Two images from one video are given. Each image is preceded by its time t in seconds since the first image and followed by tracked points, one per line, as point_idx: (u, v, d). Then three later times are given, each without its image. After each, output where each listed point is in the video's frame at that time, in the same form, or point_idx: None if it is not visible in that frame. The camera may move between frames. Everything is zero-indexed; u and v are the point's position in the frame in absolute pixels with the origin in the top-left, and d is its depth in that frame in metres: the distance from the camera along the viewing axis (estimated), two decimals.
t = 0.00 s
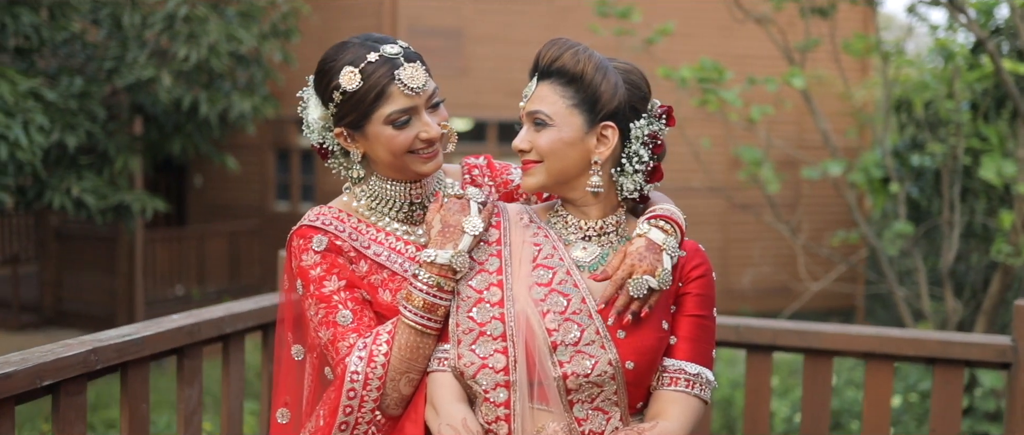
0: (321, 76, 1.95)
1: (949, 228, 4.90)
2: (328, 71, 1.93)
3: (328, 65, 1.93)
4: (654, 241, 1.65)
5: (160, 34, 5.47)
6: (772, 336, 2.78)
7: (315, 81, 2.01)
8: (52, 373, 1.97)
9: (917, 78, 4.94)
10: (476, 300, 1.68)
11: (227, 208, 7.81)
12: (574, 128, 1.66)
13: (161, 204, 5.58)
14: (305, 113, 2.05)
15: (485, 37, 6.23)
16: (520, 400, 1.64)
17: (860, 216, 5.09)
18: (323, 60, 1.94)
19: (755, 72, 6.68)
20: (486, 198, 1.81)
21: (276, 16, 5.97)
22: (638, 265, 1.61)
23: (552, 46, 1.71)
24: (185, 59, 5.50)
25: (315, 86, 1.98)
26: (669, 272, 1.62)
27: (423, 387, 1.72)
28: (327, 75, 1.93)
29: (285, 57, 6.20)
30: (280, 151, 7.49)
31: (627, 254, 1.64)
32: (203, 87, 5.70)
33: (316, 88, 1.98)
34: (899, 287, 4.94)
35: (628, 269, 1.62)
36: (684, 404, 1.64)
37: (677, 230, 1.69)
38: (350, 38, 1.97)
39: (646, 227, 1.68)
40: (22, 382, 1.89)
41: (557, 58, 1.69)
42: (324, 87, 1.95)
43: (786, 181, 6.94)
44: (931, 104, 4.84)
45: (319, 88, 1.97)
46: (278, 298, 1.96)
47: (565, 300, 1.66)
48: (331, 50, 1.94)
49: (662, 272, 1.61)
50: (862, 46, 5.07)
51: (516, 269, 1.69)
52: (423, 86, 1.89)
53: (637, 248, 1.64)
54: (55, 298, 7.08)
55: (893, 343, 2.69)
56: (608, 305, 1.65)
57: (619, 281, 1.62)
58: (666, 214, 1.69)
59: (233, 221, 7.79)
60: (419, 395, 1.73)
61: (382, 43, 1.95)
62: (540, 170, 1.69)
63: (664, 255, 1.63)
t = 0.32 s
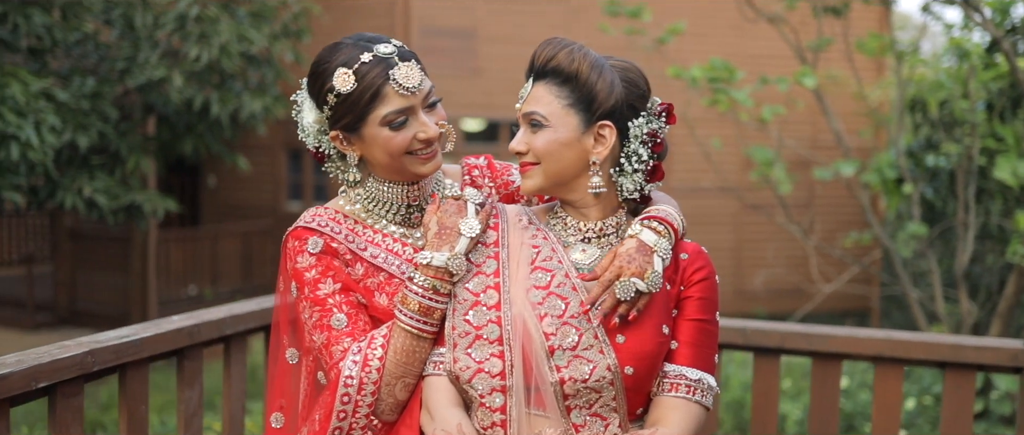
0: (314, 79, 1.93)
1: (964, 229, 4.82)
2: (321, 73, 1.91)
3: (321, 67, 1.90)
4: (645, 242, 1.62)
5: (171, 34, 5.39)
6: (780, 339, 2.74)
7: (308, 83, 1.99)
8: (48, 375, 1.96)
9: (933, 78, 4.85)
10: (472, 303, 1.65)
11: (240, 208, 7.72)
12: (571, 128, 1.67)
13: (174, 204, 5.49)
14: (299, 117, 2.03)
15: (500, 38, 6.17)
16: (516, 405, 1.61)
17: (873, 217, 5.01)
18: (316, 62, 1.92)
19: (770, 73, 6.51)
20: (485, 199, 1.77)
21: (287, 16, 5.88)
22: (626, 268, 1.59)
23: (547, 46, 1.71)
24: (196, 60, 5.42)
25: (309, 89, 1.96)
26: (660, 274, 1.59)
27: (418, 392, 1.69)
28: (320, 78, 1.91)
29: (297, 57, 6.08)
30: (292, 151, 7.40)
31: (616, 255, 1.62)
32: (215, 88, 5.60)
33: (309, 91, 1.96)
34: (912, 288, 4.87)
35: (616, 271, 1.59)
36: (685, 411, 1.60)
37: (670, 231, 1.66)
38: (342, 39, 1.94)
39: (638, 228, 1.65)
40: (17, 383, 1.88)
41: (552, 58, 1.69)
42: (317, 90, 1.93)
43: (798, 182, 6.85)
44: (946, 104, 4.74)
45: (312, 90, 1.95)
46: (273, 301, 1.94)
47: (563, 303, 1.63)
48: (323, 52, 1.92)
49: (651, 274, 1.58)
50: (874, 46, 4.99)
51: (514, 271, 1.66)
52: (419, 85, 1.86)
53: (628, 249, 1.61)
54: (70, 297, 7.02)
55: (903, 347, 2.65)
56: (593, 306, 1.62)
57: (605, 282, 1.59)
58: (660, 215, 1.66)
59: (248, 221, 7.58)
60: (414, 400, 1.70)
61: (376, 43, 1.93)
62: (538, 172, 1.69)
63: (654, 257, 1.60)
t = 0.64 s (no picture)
0: (312, 79, 1.90)
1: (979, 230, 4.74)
2: (319, 74, 1.88)
3: (319, 67, 1.88)
4: (639, 245, 1.59)
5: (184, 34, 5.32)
6: (789, 342, 2.70)
7: (305, 84, 1.96)
8: (45, 376, 1.94)
9: (949, 78, 4.75)
10: (470, 305, 1.62)
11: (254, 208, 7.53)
12: (570, 127, 1.67)
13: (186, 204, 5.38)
14: (297, 119, 2.00)
15: (516, 38, 6.01)
16: (513, 409, 1.58)
17: (886, 217, 4.93)
18: (313, 63, 1.89)
19: (782, 72, 6.41)
20: (484, 199, 1.75)
21: (298, 16, 5.73)
22: (615, 271, 1.57)
23: (547, 44, 1.72)
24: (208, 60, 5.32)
25: (306, 91, 1.93)
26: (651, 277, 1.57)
27: (414, 397, 1.67)
28: (318, 79, 1.88)
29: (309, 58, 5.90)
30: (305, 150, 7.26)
31: (608, 257, 1.60)
32: (227, 87, 5.49)
33: (307, 92, 1.93)
34: (927, 290, 4.79)
35: (605, 273, 1.58)
36: (687, 416, 1.57)
37: (666, 233, 1.63)
38: (339, 38, 1.92)
39: (633, 230, 1.63)
40: (14, 384, 1.86)
41: (550, 55, 1.70)
42: (315, 92, 1.90)
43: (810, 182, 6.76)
44: (961, 103, 4.66)
45: (310, 92, 1.92)
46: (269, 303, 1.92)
47: (562, 305, 1.61)
48: (321, 52, 1.89)
49: (640, 279, 1.56)
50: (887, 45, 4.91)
51: (512, 273, 1.64)
52: (419, 84, 1.84)
53: (620, 252, 1.59)
54: (84, 296, 6.84)
55: (914, 349, 2.60)
56: (580, 305, 1.60)
57: (594, 285, 1.58)
58: (657, 216, 1.64)
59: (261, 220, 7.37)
60: (410, 405, 1.67)
61: (374, 41, 1.90)
62: (537, 172, 1.70)
63: (646, 261, 1.58)
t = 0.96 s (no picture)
0: (311, 80, 1.87)
1: (995, 232, 4.66)
2: (319, 74, 1.85)
3: (318, 68, 1.84)
4: (639, 250, 1.58)
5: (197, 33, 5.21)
6: (798, 344, 2.65)
7: (304, 85, 1.93)
8: (42, 376, 1.92)
9: (963, 77, 4.65)
10: (467, 307, 1.60)
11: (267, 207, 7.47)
12: (572, 126, 1.64)
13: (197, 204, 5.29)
14: (295, 120, 1.97)
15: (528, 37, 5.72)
16: (511, 414, 1.57)
17: (900, 218, 4.86)
18: (313, 63, 1.86)
19: (796, 72, 6.30)
20: (482, 199, 1.73)
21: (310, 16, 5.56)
22: (613, 276, 1.56)
23: (548, 40, 1.68)
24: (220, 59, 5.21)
25: (305, 92, 1.90)
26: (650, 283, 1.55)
27: (409, 401, 1.64)
28: (317, 79, 1.85)
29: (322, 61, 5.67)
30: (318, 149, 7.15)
31: (608, 261, 1.59)
32: (239, 87, 5.31)
33: (306, 92, 1.90)
34: (942, 292, 4.72)
35: (603, 278, 1.57)
36: (689, 422, 1.54)
37: (668, 237, 1.60)
38: (337, 37, 1.88)
39: (634, 234, 1.61)
40: (10, 384, 1.85)
41: (552, 52, 1.67)
42: (315, 93, 1.87)
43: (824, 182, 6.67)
44: (978, 103, 4.57)
45: (309, 92, 1.89)
46: (265, 304, 1.90)
47: (562, 309, 1.59)
48: (320, 52, 1.86)
49: (639, 285, 1.54)
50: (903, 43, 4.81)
51: (511, 275, 1.62)
52: (421, 84, 1.81)
53: (619, 256, 1.58)
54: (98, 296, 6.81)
55: (926, 353, 2.55)
56: (575, 310, 1.59)
57: (591, 289, 1.57)
58: (659, 219, 1.61)
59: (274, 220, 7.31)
60: (405, 409, 1.64)
61: (374, 40, 1.87)
62: (538, 172, 1.66)
63: (645, 267, 1.56)
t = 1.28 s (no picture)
0: (309, 80, 1.83)
1: (1012, 233, 4.58)
2: (316, 75, 1.81)
3: (317, 69, 1.81)
4: (640, 253, 1.55)
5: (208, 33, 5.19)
6: (807, 347, 2.61)
7: (302, 85, 1.89)
8: (38, 377, 1.90)
9: (979, 77, 4.58)
10: (465, 309, 1.58)
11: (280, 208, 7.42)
12: (573, 125, 1.60)
13: (208, 204, 5.26)
14: (293, 121, 1.94)
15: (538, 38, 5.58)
16: (508, 420, 1.54)
17: (915, 219, 4.77)
18: (311, 63, 1.82)
19: (810, 71, 6.22)
20: (482, 200, 1.71)
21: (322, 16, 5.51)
22: (613, 278, 1.53)
23: (550, 38, 1.65)
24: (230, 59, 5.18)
25: (303, 92, 1.87)
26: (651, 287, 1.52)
27: (403, 406, 1.61)
28: (315, 80, 1.81)
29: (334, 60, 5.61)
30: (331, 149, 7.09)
31: (608, 263, 1.56)
32: (251, 87, 5.26)
33: (304, 93, 1.87)
34: (958, 294, 4.63)
35: (602, 280, 1.54)
36: (692, 429, 1.51)
37: (671, 241, 1.57)
38: (335, 36, 1.85)
39: (636, 236, 1.57)
40: (6, 386, 1.83)
41: (554, 50, 1.63)
42: (313, 93, 1.84)
43: (838, 183, 6.59)
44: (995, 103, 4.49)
45: (307, 93, 1.86)
46: (262, 306, 1.88)
47: (561, 312, 1.57)
48: (317, 51, 1.82)
49: (640, 290, 1.51)
50: (919, 41, 4.74)
51: (510, 277, 1.60)
52: (422, 84, 1.78)
53: (620, 259, 1.55)
54: (112, 295, 6.78)
55: (938, 356, 2.50)
56: (573, 310, 1.56)
57: (589, 291, 1.54)
58: (662, 222, 1.58)
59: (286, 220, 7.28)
60: (399, 414, 1.62)
61: (372, 39, 1.83)
62: (539, 172, 1.63)
63: (646, 271, 1.53)
